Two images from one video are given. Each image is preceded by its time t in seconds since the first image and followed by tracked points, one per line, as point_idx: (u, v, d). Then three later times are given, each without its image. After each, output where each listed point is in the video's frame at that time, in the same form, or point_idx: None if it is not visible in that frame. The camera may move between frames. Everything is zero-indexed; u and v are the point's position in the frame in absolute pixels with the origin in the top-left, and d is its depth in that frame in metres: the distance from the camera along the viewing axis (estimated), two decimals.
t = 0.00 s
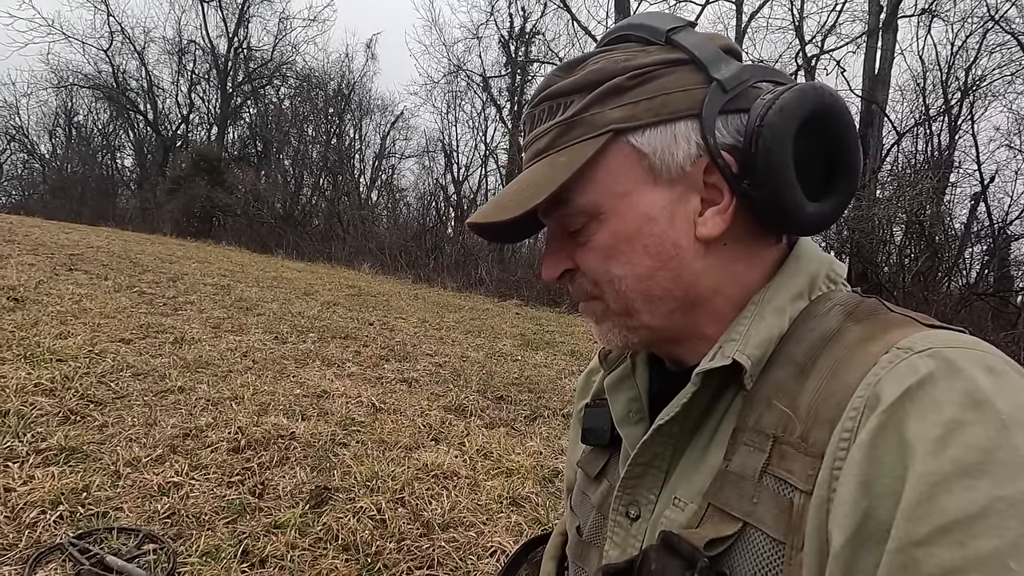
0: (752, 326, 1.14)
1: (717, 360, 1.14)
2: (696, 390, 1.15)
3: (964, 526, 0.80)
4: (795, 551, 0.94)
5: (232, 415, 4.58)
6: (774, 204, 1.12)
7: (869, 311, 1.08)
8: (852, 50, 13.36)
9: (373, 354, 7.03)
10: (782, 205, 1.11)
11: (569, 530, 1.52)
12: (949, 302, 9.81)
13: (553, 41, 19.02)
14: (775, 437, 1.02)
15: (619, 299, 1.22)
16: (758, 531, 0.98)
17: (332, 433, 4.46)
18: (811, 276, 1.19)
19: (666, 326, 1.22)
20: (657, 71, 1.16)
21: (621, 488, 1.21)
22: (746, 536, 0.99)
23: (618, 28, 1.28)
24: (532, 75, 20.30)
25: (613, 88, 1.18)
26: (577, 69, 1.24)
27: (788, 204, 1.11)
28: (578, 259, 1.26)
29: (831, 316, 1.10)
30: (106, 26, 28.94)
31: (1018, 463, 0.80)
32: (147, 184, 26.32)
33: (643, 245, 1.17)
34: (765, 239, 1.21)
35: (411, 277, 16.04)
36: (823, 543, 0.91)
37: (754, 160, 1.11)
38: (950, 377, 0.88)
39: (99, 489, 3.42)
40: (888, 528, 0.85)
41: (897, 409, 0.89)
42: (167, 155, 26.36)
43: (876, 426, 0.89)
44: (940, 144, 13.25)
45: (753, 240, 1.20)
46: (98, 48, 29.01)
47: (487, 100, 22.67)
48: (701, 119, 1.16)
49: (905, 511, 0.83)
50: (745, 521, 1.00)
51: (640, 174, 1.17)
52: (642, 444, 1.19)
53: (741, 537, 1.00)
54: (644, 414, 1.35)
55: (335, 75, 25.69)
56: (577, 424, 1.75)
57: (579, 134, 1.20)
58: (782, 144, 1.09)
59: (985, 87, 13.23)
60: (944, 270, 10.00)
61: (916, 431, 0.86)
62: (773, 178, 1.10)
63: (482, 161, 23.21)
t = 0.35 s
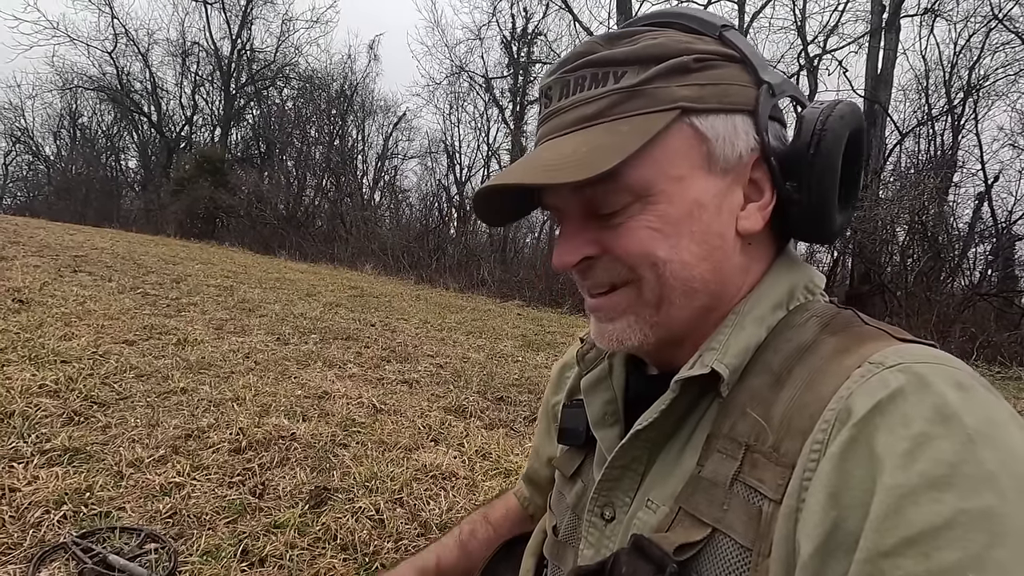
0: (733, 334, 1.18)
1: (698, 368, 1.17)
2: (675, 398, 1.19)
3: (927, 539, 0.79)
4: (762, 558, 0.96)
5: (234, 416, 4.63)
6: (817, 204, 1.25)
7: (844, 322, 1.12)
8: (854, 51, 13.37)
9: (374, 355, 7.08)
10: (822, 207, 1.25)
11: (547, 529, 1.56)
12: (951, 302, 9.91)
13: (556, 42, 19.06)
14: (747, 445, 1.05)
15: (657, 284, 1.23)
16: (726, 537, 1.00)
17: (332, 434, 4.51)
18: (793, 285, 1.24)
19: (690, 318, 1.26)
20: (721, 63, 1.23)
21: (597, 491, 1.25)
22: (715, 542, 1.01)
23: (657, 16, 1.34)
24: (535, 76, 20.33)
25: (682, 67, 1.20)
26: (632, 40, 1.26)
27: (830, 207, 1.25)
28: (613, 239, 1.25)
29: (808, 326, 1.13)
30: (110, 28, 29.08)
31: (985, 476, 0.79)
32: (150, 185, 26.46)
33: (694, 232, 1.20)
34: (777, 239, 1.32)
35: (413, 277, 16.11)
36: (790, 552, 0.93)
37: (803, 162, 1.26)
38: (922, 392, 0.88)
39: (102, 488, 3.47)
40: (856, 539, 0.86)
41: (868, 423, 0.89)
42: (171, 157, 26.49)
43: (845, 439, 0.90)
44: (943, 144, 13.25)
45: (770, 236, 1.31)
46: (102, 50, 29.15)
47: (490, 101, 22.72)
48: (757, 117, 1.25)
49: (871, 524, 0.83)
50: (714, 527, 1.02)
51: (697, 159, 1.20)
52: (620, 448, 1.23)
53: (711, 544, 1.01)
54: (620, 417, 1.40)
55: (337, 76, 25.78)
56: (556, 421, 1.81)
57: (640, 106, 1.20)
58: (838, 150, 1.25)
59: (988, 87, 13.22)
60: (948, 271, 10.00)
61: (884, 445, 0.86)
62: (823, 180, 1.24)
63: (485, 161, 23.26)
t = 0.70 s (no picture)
0: (695, 326, 1.24)
1: (664, 360, 1.23)
2: (639, 389, 1.26)
3: (852, 497, 0.89)
4: (706, 523, 1.06)
5: (235, 411, 4.72)
6: (780, 193, 1.43)
7: (783, 304, 1.21)
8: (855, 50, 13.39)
9: (375, 353, 7.15)
10: (783, 196, 1.44)
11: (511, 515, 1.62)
12: (953, 301, 9.91)
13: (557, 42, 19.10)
14: (693, 421, 1.14)
15: (671, 265, 1.28)
16: (673, 506, 1.10)
17: (331, 429, 4.60)
18: (744, 271, 1.32)
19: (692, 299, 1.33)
20: (710, 54, 1.32)
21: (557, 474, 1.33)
22: (664, 511, 1.11)
23: None
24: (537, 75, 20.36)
25: (690, 53, 1.27)
26: (641, 19, 1.27)
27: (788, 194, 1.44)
28: (630, 220, 1.29)
29: (751, 308, 1.23)
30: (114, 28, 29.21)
31: (902, 438, 0.89)
32: (154, 185, 26.62)
33: (704, 213, 1.28)
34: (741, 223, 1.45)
35: (415, 277, 16.19)
36: (732, 515, 1.03)
37: (773, 154, 1.42)
38: (848, 364, 0.99)
39: (106, 480, 3.56)
40: (789, 501, 0.95)
41: (800, 395, 1.00)
42: (175, 157, 26.59)
43: (781, 411, 1.00)
44: (945, 143, 13.26)
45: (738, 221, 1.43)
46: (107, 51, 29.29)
47: (493, 101, 22.76)
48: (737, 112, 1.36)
49: (802, 486, 0.93)
50: (663, 497, 1.12)
51: (705, 144, 1.28)
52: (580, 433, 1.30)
53: (659, 512, 1.12)
54: (574, 401, 1.48)
55: (340, 76, 25.87)
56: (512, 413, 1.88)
57: (663, 86, 1.24)
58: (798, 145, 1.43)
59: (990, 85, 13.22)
60: (950, 270, 10.00)
61: (816, 414, 0.97)
62: (787, 173, 1.42)
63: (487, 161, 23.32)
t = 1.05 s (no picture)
0: (695, 333, 1.23)
1: (665, 367, 1.21)
2: (640, 396, 1.24)
3: (852, 505, 0.88)
4: (706, 530, 1.05)
5: (236, 412, 4.72)
6: (776, 199, 1.41)
7: (782, 309, 1.20)
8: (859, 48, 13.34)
9: (377, 353, 7.15)
10: (781, 200, 1.42)
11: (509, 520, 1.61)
12: (957, 301, 9.94)
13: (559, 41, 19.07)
14: (693, 426, 1.13)
15: (655, 279, 1.26)
16: (673, 514, 1.09)
17: (332, 430, 4.59)
18: (743, 277, 1.31)
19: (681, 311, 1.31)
20: (702, 59, 1.29)
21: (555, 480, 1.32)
22: (663, 519, 1.10)
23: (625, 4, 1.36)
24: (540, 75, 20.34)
25: (678, 61, 1.24)
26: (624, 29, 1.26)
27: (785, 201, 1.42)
28: (614, 233, 1.27)
29: (750, 313, 1.21)
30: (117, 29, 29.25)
31: (902, 445, 0.88)
32: (158, 185, 26.67)
33: (690, 226, 1.25)
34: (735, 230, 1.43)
35: (417, 277, 16.19)
36: (732, 522, 1.02)
37: (770, 161, 1.40)
38: (848, 369, 0.98)
39: (107, 481, 3.56)
40: (790, 507, 0.94)
41: (800, 401, 0.99)
42: (178, 157, 26.63)
43: (781, 416, 0.99)
44: (949, 142, 13.21)
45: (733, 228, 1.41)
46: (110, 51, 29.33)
47: (495, 100, 22.74)
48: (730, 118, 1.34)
49: (803, 493, 0.92)
50: (662, 504, 1.10)
51: (692, 154, 1.25)
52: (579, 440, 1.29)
53: (659, 519, 1.10)
54: (572, 406, 1.47)
55: (342, 77, 25.88)
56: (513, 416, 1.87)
57: (645, 99, 1.22)
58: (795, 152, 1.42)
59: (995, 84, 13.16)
60: (954, 270, 9.94)
61: (816, 420, 0.95)
62: (783, 178, 1.40)
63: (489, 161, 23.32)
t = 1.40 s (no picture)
0: (699, 335, 1.22)
1: (669, 370, 1.20)
2: (642, 402, 1.23)
3: (860, 507, 0.87)
4: (713, 535, 1.04)
5: (239, 412, 4.72)
6: (772, 201, 1.41)
7: (786, 311, 1.19)
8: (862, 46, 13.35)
9: (380, 354, 7.15)
10: (780, 201, 1.42)
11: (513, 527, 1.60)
12: (961, 301, 9.92)
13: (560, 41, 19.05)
14: (699, 430, 1.12)
15: (658, 282, 1.27)
16: (681, 519, 1.08)
17: (335, 430, 4.59)
18: (745, 278, 1.31)
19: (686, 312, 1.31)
20: (701, 63, 1.29)
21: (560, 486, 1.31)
22: (670, 524, 1.09)
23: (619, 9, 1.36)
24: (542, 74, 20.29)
25: (676, 64, 1.24)
26: (622, 34, 1.27)
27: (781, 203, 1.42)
28: (617, 237, 1.26)
29: (754, 316, 1.21)
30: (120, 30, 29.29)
31: (909, 447, 0.87)
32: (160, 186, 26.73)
33: (692, 227, 1.25)
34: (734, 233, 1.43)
35: (419, 277, 16.19)
36: (739, 526, 1.01)
37: (765, 163, 1.40)
38: (852, 371, 0.97)
39: (110, 482, 3.56)
40: (796, 510, 0.93)
41: (805, 403, 0.98)
42: (181, 157, 26.68)
43: (788, 418, 0.98)
44: (953, 141, 13.16)
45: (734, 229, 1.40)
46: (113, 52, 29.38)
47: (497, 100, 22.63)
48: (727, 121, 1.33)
49: (811, 495, 0.91)
50: (669, 510, 1.10)
51: (693, 156, 1.25)
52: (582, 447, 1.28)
53: (666, 525, 1.10)
54: (576, 411, 1.47)
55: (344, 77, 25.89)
56: (516, 421, 1.87)
57: (647, 102, 1.22)
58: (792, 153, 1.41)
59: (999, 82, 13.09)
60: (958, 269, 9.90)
61: (821, 422, 0.95)
62: (780, 179, 1.40)
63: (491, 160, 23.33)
